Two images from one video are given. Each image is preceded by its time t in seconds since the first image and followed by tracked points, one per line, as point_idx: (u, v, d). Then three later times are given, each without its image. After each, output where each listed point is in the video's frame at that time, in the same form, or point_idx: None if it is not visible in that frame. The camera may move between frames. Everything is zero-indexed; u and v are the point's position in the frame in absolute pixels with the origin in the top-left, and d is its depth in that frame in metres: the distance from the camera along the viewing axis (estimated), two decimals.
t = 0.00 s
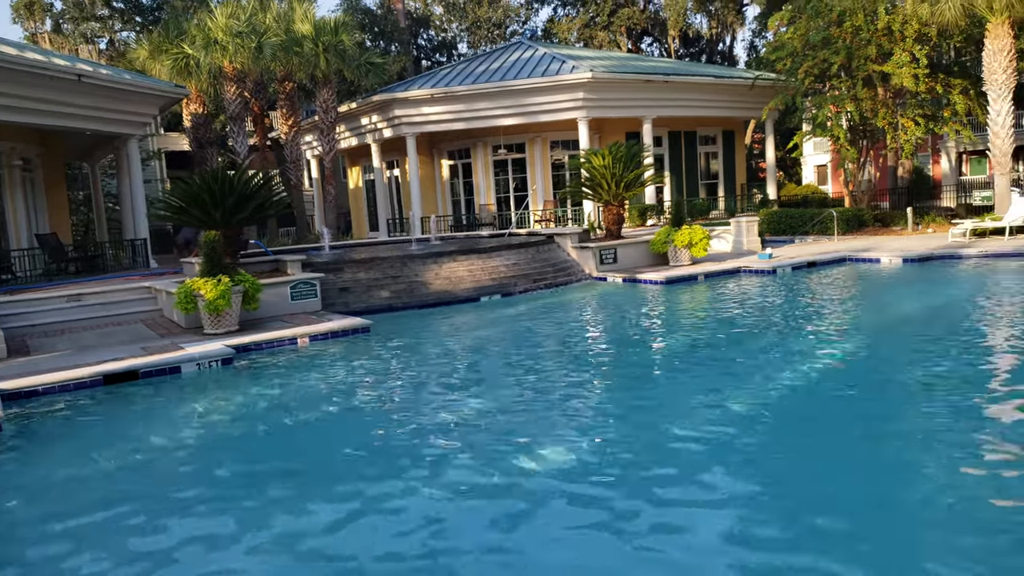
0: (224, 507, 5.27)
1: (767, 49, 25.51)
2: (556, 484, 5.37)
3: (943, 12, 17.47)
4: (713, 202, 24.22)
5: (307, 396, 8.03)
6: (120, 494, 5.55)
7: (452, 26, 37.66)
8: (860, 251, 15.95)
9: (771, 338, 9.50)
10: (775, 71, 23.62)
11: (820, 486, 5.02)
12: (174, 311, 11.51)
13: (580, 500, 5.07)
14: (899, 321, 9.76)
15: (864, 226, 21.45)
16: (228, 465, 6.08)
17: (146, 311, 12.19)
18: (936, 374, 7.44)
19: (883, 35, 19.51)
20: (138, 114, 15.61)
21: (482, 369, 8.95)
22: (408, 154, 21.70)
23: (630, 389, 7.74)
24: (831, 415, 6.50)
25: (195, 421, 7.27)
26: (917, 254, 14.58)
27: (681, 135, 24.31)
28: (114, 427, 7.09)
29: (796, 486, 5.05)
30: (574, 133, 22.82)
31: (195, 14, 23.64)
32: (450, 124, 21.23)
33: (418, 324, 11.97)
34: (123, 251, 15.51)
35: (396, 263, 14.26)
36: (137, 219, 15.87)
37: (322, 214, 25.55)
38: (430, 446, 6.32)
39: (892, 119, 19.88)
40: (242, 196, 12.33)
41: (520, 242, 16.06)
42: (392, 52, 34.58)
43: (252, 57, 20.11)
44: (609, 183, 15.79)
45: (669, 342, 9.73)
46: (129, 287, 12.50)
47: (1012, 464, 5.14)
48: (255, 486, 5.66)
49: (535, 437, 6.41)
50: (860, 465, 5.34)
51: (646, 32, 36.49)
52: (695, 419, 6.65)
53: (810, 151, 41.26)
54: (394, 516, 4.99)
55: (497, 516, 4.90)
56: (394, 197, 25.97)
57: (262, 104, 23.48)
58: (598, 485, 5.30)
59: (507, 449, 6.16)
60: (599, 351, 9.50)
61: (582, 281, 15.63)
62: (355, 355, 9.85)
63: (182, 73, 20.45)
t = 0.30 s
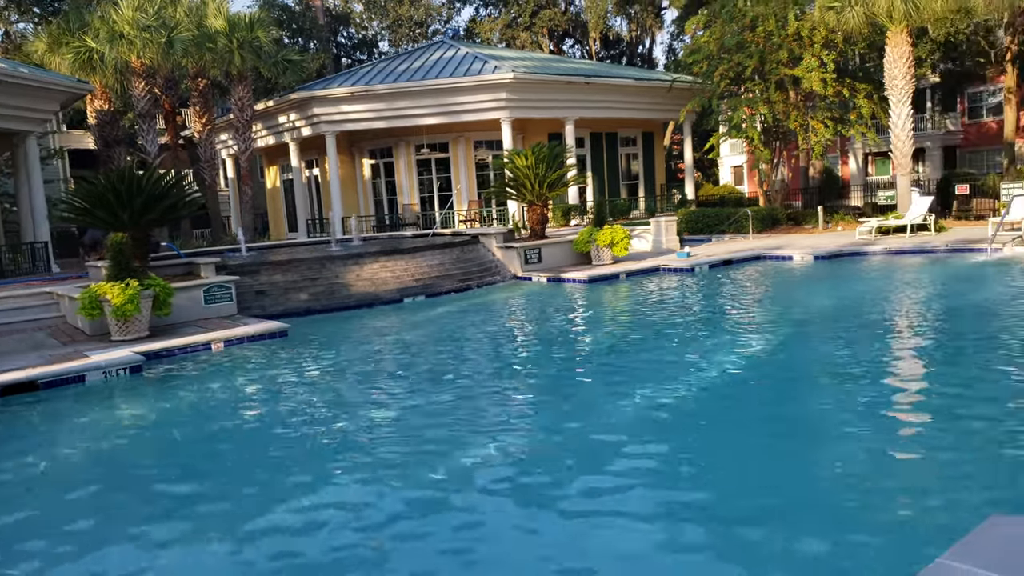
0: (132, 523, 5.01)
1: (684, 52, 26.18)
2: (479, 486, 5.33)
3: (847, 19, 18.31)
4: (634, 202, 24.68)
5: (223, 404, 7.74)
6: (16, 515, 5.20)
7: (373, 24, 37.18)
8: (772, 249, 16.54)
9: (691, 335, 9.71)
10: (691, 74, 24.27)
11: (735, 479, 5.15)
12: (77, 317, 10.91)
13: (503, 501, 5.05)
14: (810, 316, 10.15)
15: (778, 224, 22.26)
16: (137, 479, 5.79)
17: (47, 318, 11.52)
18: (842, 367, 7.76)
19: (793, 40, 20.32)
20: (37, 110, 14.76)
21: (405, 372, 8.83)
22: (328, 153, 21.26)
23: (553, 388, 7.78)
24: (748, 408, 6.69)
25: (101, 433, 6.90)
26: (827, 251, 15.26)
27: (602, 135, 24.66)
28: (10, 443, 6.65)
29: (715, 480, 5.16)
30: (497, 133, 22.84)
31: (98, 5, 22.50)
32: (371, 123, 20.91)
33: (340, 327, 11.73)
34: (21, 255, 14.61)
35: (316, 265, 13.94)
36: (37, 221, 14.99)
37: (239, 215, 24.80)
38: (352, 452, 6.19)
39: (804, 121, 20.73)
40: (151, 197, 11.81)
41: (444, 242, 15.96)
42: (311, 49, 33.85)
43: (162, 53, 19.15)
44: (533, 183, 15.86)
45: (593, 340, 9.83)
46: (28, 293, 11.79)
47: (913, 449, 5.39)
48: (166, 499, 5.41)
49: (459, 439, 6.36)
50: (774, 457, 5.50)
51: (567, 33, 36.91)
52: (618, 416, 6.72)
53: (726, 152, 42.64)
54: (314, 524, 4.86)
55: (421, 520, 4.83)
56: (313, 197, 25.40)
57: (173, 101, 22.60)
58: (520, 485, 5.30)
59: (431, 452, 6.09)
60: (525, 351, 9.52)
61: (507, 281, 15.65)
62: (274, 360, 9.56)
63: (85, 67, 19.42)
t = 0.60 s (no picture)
0: (30, 544, 4.72)
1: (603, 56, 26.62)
2: (404, 493, 5.26)
3: (758, 26, 18.94)
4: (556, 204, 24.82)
5: (131, 415, 7.39)
6: None
7: (289, 22, 36.31)
8: (690, 249, 16.97)
9: (612, 335, 9.85)
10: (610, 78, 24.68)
11: (657, 476, 5.24)
12: None
13: (428, 507, 4.99)
14: (725, 314, 10.46)
15: (695, 225, 22.90)
16: (35, 496, 5.46)
17: None
18: (757, 363, 8.02)
19: (707, 45, 20.94)
20: None
21: (325, 377, 8.63)
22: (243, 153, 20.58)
23: (477, 390, 7.74)
24: (668, 405, 6.83)
25: None
26: (741, 250, 15.78)
27: (524, 138, 24.71)
28: None
29: (638, 477, 5.24)
30: (418, 134, 22.63)
31: None
32: (287, 123, 20.36)
33: (256, 332, 11.38)
34: None
35: (230, 268, 13.47)
36: None
37: (148, 217, 23.76)
38: (270, 461, 6.01)
39: (718, 125, 21.36)
40: (50, 198, 11.14)
41: (364, 244, 15.67)
42: (224, 46, 32.76)
43: (60, 46, 18.09)
44: (455, 185, 15.75)
45: (517, 341, 9.85)
46: None
47: (824, 441, 5.61)
48: (67, 517, 5.11)
49: (381, 445, 6.25)
50: (694, 453, 5.62)
51: (487, 35, 37.00)
52: (542, 416, 6.75)
53: (644, 155, 43.62)
54: (227, 539, 4.69)
55: (341, 531, 4.73)
56: (228, 199, 24.56)
57: (74, 98, 21.52)
58: (446, 490, 5.25)
59: (353, 458, 5.98)
60: (449, 353, 9.45)
61: (429, 283, 15.51)
62: (186, 368, 9.19)
63: None
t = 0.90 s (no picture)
0: None
1: (553, 59, 26.74)
2: (356, 500, 5.16)
3: (705, 31, 19.21)
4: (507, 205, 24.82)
5: (69, 425, 7.11)
6: None
7: (233, 20, 35.60)
8: (639, 251, 17.14)
9: (565, 336, 9.86)
10: (560, 80, 24.79)
11: (612, 477, 5.25)
12: None
13: (381, 514, 4.91)
14: (675, 314, 10.59)
15: (644, 227, 23.19)
16: None
17: None
18: (708, 363, 8.11)
19: (655, 49, 21.21)
20: None
21: (274, 382, 8.44)
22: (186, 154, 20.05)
23: (431, 394, 7.66)
24: (621, 406, 6.87)
25: None
26: (690, 251, 16.01)
27: (475, 139, 24.65)
28: None
29: (593, 479, 5.24)
30: (367, 135, 22.37)
31: None
32: (233, 123, 19.91)
33: (202, 337, 11.08)
34: None
35: (174, 271, 13.09)
36: None
37: (86, 220, 22.99)
38: (217, 471, 5.84)
39: (666, 128, 21.59)
40: None
41: (314, 246, 15.39)
42: (165, 44, 31.88)
43: None
44: (406, 186, 15.60)
45: (470, 344, 9.80)
46: None
47: (775, 439, 5.69)
48: None
49: (333, 451, 6.14)
50: (648, 454, 5.65)
51: (437, 36, 36.85)
52: (497, 419, 6.72)
53: (594, 157, 44.02)
54: (171, 554, 4.53)
55: (291, 541, 4.61)
56: (170, 201, 23.89)
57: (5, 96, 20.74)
58: (400, 496, 5.17)
59: (304, 465, 5.85)
60: (401, 357, 9.34)
61: (380, 285, 15.32)
62: (127, 375, 8.89)
63: None
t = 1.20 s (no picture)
0: None
1: (523, 60, 26.77)
2: (329, 503, 5.15)
3: (675, 33, 19.31)
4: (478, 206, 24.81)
5: (28, 432, 7.01)
6: None
7: (201, 18, 35.22)
8: (610, 252, 17.23)
9: (537, 337, 9.90)
10: (531, 81, 24.82)
11: (582, 478, 5.28)
12: None
13: (355, 518, 4.90)
14: (644, 315, 10.67)
15: (615, 229, 23.28)
16: None
17: None
18: (678, 363, 8.18)
19: (626, 51, 21.33)
20: None
21: (244, 385, 8.38)
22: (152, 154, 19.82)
23: (400, 396, 7.65)
24: (589, 408, 6.90)
25: None
26: (660, 252, 16.13)
27: (446, 140, 24.62)
28: None
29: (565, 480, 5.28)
30: (337, 135, 22.28)
31: None
32: (201, 123, 19.73)
33: (170, 340, 10.96)
34: None
35: (141, 273, 12.93)
36: None
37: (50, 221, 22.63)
38: (184, 478, 5.79)
39: (637, 130, 21.67)
40: None
41: (283, 248, 15.28)
42: (131, 43, 31.48)
43: None
44: (376, 187, 15.54)
45: (440, 345, 9.81)
46: None
47: (743, 438, 5.76)
48: None
49: (301, 455, 6.10)
50: (618, 454, 5.68)
51: (407, 35, 36.72)
52: (465, 422, 6.72)
53: (566, 158, 44.11)
54: (137, 563, 4.48)
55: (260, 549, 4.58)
56: (137, 201, 23.58)
57: None
58: (369, 501, 5.16)
59: (271, 471, 5.82)
60: (371, 359, 9.31)
61: (350, 287, 15.27)
62: (91, 380, 8.78)
63: None
